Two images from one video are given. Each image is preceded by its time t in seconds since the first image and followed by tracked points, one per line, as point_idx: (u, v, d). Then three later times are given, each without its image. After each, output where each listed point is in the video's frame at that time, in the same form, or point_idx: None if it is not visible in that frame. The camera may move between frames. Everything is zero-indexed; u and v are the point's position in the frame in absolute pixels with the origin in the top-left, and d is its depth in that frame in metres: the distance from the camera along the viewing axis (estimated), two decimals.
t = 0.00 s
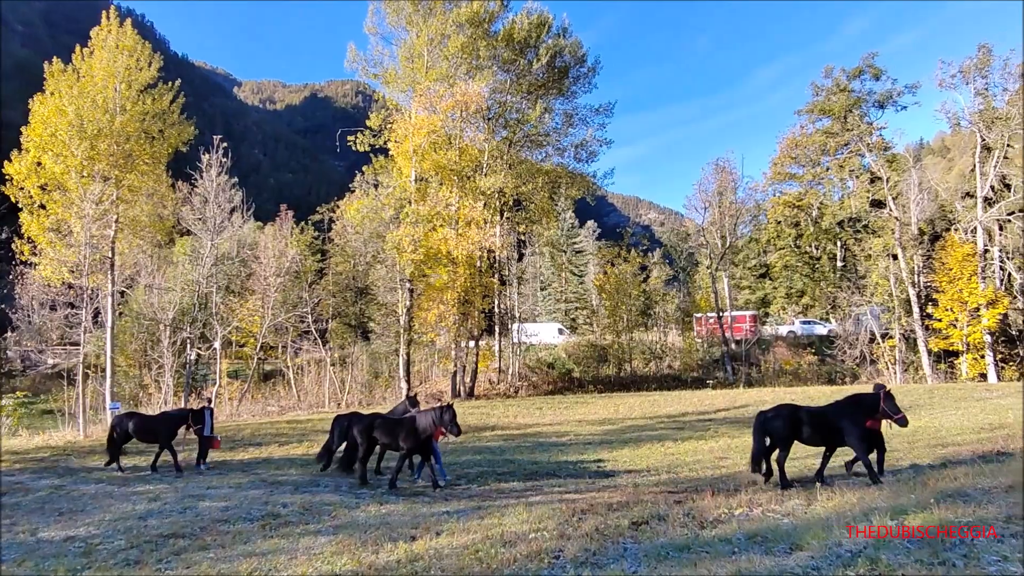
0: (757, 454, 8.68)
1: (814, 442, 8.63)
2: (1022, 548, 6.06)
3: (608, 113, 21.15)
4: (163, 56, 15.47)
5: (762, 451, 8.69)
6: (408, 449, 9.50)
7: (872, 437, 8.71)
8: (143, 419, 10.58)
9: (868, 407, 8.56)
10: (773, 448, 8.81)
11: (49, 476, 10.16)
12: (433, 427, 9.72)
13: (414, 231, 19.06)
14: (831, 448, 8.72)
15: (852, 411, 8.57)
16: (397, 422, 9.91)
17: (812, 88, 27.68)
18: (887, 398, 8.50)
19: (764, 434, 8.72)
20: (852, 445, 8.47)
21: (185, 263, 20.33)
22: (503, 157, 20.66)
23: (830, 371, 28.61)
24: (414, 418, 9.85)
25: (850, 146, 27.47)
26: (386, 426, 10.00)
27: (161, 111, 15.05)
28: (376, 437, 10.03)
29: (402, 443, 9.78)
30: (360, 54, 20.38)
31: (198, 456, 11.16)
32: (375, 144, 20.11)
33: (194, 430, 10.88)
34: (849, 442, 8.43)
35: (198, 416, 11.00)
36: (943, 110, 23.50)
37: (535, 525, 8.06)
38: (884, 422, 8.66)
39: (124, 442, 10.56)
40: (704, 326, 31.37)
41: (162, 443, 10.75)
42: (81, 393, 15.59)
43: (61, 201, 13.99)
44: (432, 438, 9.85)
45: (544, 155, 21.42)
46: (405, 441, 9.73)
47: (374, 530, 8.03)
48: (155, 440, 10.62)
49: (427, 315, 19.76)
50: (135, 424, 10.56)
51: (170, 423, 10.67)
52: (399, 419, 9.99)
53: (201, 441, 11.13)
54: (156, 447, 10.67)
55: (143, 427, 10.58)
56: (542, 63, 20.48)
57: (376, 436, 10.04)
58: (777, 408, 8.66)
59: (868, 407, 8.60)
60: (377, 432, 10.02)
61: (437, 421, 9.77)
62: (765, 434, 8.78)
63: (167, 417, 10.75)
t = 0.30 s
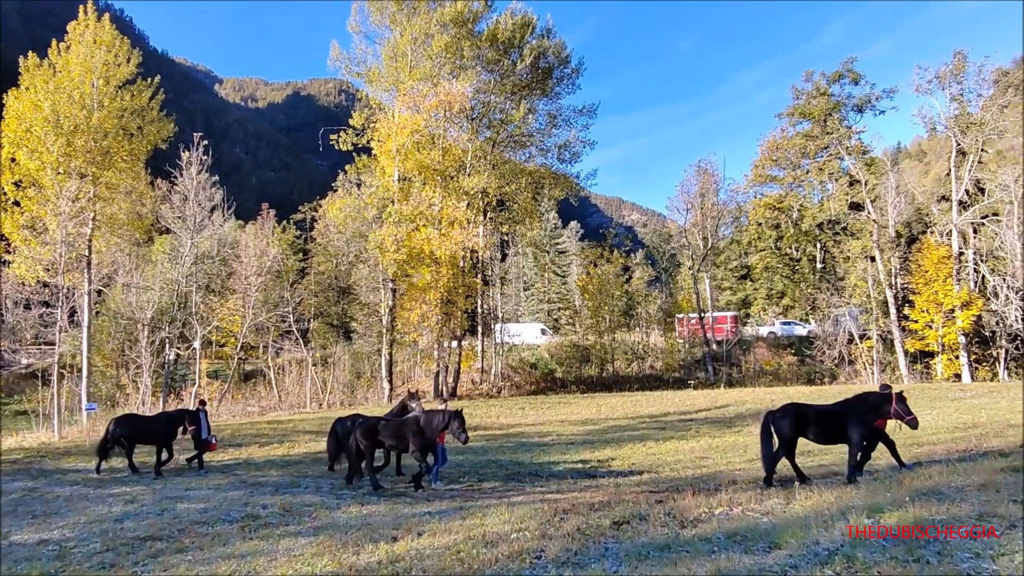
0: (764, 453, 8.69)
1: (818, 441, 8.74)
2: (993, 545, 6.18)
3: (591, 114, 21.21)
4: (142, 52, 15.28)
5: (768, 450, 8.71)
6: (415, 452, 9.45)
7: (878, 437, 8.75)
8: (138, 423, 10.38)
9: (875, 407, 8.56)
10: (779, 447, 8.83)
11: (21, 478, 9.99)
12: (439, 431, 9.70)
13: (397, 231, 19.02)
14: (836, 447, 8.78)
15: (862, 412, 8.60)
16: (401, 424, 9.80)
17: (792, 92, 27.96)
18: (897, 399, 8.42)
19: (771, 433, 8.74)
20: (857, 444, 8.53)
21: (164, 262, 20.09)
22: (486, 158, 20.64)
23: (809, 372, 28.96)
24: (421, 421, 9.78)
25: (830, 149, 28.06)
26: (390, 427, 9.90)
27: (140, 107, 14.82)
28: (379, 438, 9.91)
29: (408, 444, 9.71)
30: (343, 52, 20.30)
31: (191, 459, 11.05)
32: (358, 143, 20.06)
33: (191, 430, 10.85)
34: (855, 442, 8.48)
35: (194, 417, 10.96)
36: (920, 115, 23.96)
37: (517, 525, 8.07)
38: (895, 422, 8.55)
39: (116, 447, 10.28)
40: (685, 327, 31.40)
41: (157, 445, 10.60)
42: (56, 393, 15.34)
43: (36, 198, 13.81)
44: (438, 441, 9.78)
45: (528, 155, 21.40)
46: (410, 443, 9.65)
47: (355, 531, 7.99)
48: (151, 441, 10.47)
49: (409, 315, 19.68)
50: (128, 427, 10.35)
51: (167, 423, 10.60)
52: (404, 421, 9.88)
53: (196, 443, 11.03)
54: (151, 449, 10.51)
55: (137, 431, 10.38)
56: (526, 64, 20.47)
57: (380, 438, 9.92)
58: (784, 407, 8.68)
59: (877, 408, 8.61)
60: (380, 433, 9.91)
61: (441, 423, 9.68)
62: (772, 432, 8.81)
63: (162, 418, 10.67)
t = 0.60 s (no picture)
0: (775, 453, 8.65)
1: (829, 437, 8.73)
2: (966, 541, 6.28)
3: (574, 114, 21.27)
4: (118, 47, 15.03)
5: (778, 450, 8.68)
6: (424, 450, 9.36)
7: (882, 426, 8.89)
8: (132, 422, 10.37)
9: (881, 400, 8.68)
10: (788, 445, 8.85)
11: None
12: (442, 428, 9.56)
13: (378, 229, 18.94)
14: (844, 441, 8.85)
15: (868, 406, 8.71)
16: (407, 422, 9.69)
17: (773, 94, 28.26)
18: (899, 388, 8.62)
19: (780, 433, 8.72)
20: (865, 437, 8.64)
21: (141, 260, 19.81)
22: (469, 157, 20.61)
23: (788, 372, 29.38)
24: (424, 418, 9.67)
25: (809, 151, 28.27)
26: (394, 427, 9.76)
27: (116, 102, 14.57)
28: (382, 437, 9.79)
29: (416, 444, 9.62)
30: (325, 49, 20.16)
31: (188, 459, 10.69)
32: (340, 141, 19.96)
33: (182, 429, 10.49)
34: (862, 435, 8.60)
35: (187, 414, 10.61)
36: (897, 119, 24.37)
37: (498, 524, 8.07)
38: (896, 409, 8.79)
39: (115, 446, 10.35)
40: (665, 327, 31.44)
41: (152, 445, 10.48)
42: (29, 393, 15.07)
43: (9, 193, 13.57)
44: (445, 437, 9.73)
45: (510, 155, 21.38)
46: (418, 442, 9.56)
47: (335, 532, 7.93)
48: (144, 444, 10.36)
49: (391, 314, 19.61)
50: (126, 427, 10.36)
51: (157, 426, 10.37)
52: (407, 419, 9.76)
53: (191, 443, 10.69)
54: (144, 450, 10.43)
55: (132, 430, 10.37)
56: (508, 64, 20.47)
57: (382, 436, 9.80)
58: (793, 406, 8.65)
59: (880, 399, 8.73)
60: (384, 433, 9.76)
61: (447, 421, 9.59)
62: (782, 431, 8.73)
63: (156, 419, 10.48)
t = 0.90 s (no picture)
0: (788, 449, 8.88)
1: (843, 434, 8.88)
2: (937, 537, 6.39)
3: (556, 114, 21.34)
4: (93, 40, 14.78)
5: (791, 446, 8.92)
6: (427, 450, 9.11)
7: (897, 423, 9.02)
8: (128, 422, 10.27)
9: (893, 395, 8.86)
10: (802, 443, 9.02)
11: None
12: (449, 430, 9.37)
13: (359, 228, 18.86)
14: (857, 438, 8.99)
15: (880, 402, 8.87)
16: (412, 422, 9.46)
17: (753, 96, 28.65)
18: (913, 385, 8.79)
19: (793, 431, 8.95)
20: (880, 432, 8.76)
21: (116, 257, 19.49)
22: (450, 155, 20.58)
23: (766, 371, 29.81)
24: (430, 419, 9.46)
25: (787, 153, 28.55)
26: (399, 428, 9.48)
27: (91, 97, 14.31)
28: (385, 438, 9.45)
29: (419, 444, 9.37)
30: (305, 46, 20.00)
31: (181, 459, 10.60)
32: (320, 138, 19.85)
33: (175, 431, 10.26)
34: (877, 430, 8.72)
35: (180, 415, 10.36)
36: (873, 122, 24.73)
37: (478, 524, 8.06)
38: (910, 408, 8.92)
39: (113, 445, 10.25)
40: (646, 327, 31.83)
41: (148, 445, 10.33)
42: None
43: None
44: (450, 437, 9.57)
45: (491, 154, 21.37)
46: (422, 442, 9.32)
47: (315, 532, 7.87)
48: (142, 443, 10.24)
49: (372, 313, 19.55)
50: (124, 425, 10.25)
51: (153, 427, 10.19)
52: (412, 421, 9.53)
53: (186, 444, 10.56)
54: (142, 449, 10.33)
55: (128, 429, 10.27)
56: (490, 63, 20.48)
57: (385, 438, 9.46)
58: (805, 403, 8.90)
59: (892, 394, 8.93)
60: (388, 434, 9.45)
61: (452, 420, 9.38)
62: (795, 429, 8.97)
63: (154, 418, 10.31)
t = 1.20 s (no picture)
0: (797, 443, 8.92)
1: (849, 426, 8.96)
2: (908, 532, 6.51)
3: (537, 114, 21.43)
4: (66, 32, 14.50)
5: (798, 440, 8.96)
6: (426, 452, 9.02)
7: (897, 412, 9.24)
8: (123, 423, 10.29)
9: (897, 386, 9.00)
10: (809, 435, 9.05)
11: None
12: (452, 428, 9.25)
13: (339, 226, 18.74)
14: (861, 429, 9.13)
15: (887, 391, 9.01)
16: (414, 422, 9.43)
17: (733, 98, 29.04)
18: (917, 374, 8.90)
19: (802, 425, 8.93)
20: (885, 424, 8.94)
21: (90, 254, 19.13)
22: (431, 154, 20.52)
23: (744, 370, 30.32)
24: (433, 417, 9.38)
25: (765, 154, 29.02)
26: (404, 425, 9.50)
27: (64, 91, 14.03)
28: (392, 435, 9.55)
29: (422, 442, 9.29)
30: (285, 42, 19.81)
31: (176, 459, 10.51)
32: (300, 135, 19.69)
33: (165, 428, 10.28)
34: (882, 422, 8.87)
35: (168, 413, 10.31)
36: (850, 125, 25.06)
37: (457, 523, 8.05)
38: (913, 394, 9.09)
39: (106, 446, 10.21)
40: (626, 325, 32.24)
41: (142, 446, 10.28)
42: None
43: None
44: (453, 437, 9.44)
45: (474, 153, 21.43)
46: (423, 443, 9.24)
47: (292, 532, 7.80)
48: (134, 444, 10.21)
49: (352, 311, 19.47)
50: (116, 425, 10.26)
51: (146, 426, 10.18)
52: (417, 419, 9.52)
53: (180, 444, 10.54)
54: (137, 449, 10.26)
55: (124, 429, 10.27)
56: (472, 61, 20.45)
57: (391, 435, 9.55)
58: (814, 397, 8.89)
59: (895, 386, 9.06)
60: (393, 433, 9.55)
61: (455, 418, 9.26)
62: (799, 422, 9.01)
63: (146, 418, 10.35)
